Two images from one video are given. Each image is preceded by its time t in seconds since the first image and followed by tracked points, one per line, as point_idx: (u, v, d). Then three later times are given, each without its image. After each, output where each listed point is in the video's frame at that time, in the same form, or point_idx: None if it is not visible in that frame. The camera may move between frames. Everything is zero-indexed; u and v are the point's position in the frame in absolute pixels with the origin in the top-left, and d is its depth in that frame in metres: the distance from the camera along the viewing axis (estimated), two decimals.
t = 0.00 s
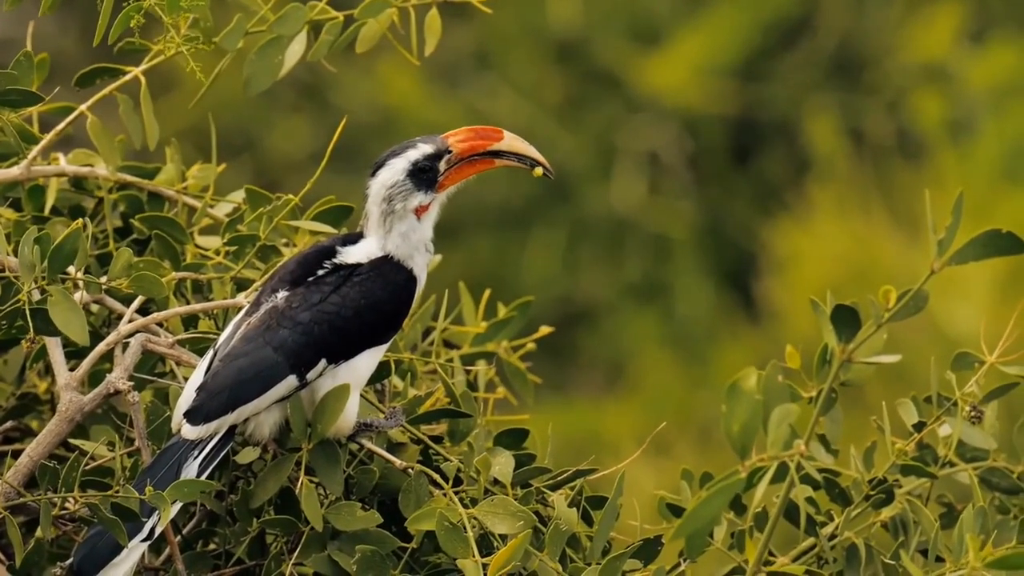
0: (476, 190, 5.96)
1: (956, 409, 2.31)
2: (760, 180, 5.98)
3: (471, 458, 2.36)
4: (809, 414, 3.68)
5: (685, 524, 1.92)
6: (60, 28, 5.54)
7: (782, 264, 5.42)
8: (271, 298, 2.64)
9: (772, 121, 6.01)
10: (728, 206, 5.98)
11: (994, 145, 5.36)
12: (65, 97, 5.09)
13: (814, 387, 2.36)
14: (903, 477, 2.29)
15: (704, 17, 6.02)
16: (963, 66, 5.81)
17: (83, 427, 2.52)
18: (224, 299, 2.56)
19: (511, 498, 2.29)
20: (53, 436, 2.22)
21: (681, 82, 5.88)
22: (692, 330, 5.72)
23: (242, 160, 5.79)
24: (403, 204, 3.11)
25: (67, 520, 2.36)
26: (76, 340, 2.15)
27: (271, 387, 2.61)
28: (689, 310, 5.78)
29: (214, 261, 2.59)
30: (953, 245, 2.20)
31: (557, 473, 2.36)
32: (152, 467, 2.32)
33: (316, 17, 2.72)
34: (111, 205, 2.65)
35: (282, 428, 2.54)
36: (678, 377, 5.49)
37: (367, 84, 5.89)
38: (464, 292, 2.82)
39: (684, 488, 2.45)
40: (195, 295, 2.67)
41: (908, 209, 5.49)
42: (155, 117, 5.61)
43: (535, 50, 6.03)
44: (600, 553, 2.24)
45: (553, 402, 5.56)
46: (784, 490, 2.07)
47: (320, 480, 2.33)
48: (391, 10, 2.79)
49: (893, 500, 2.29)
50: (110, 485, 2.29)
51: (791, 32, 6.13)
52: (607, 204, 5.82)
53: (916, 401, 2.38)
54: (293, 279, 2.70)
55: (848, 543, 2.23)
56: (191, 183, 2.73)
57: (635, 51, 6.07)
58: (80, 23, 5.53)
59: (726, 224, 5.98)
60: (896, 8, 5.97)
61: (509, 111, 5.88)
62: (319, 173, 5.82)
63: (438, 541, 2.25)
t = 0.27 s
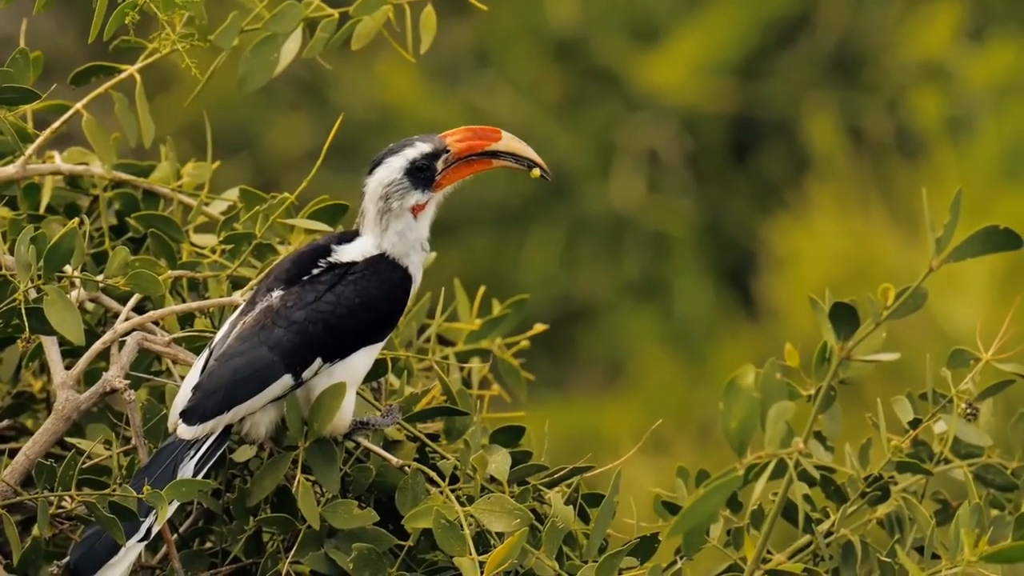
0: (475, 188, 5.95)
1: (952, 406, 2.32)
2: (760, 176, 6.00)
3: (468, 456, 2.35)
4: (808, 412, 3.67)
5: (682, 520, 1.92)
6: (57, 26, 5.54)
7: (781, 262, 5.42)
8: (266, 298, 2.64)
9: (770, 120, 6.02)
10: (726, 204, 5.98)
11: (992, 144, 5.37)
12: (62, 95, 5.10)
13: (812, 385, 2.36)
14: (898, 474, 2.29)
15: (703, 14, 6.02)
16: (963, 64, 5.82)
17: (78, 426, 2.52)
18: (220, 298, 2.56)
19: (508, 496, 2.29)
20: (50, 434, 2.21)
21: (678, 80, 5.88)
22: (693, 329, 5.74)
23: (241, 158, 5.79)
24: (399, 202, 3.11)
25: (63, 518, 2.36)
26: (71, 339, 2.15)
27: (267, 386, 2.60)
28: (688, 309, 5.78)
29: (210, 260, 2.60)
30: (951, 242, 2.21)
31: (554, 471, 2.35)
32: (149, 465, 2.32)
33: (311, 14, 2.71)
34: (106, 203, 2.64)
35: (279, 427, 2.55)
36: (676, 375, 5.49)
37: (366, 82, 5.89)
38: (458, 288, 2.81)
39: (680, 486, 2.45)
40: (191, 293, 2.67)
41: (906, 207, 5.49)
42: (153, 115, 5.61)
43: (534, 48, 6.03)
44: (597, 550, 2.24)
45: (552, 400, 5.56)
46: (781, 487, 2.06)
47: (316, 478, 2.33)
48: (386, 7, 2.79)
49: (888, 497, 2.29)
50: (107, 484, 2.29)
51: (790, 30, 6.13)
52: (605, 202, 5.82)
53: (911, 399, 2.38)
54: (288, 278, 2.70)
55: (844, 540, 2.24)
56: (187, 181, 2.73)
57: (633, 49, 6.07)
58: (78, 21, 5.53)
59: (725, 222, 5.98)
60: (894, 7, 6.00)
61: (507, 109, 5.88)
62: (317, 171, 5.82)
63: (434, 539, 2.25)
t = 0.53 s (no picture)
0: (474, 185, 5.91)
1: (946, 400, 2.33)
2: (758, 173, 6.00)
3: (465, 453, 2.35)
4: (807, 409, 3.67)
5: (677, 516, 1.92)
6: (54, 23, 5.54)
7: (779, 259, 5.42)
8: (256, 297, 2.63)
9: (767, 117, 6.03)
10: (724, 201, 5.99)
11: (990, 141, 5.37)
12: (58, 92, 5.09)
13: (808, 382, 2.36)
14: (893, 469, 2.30)
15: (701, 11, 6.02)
16: (961, 61, 5.81)
17: (74, 424, 2.52)
18: (215, 296, 2.57)
19: (505, 493, 2.30)
20: (46, 431, 2.22)
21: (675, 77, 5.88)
22: (688, 325, 5.73)
23: (238, 155, 5.80)
24: (417, 214, 3.02)
25: (60, 515, 2.36)
26: (70, 336, 2.16)
27: (258, 387, 2.59)
28: (685, 306, 5.79)
29: (206, 257, 2.60)
30: (948, 239, 2.21)
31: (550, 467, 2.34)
32: (148, 465, 2.33)
33: (307, 14, 2.72)
34: (101, 200, 2.65)
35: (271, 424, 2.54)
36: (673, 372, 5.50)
37: (364, 80, 5.89)
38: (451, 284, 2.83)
39: (676, 482, 2.45)
40: (187, 291, 2.66)
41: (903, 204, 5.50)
42: (150, 112, 5.61)
43: (532, 46, 6.04)
44: (593, 547, 2.24)
45: (549, 397, 5.56)
46: (777, 484, 2.05)
47: (313, 475, 2.33)
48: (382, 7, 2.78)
49: (884, 493, 2.28)
50: (103, 480, 2.29)
51: (789, 27, 6.13)
52: (603, 200, 5.82)
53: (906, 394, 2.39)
54: (279, 277, 2.68)
55: (839, 536, 2.24)
56: (182, 179, 2.72)
57: (631, 46, 6.07)
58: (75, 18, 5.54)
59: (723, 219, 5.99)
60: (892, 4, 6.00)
61: (504, 106, 5.88)
62: (313, 168, 5.82)
63: (431, 536, 2.25)
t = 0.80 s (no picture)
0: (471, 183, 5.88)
1: (942, 397, 2.32)
2: (756, 170, 6.01)
3: (461, 451, 2.35)
4: (804, 406, 3.67)
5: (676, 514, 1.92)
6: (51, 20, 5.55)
7: (776, 256, 5.42)
8: (251, 296, 2.61)
9: (764, 114, 6.03)
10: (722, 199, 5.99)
11: (987, 138, 5.37)
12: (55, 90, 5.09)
13: (803, 377, 2.36)
14: (889, 466, 2.29)
15: (698, 8, 6.02)
16: (958, 59, 5.81)
17: (71, 422, 2.52)
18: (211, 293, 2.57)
19: (501, 490, 2.30)
20: (43, 429, 2.21)
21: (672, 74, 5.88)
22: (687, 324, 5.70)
23: (235, 152, 5.80)
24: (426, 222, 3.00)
25: (56, 513, 2.36)
26: (65, 334, 2.15)
27: (253, 386, 2.58)
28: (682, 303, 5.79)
29: (202, 255, 2.61)
30: (942, 234, 2.21)
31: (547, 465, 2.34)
32: (148, 466, 2.33)
33: (303, 11, 2.71)
34: (98, 198, 2.65)
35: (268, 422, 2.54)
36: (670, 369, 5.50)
37: (361, 78, 5.89)
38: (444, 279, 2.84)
39: (673, 478, 2.45)
40: (183, 288, 2.67)
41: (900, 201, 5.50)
42: (147, 110, 5.62)
43: (529, 43, 6.04)
44: (589, 545, 2.24)
45: (547, 394, 5.56)
46: (774, 480, 2.05)
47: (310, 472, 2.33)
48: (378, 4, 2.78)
49: (880, 490, 2.28)
50: (101, 478, 2.29)
51: (786, 24, 6.13)
52: (600, 197, 5.82)
53: (903, 390, 2.38)
54: (274, 275, 2.65)
55: (836, 533, 2.25)
56: (178, 176, 2.72)
57: (629, 44, 6.06)
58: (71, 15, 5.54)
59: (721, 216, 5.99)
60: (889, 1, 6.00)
61: (501, 103, 5.88)
62: (311, 166, 5.82)
63: (426, 534, 2.24)
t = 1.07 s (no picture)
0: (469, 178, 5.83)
1: (941, 395, 2.33)
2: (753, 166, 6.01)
3: (459, 448, 2.35)
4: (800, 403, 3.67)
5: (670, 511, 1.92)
6: (48, 17, 5.54)
7: (773, 253, 5.42)
8: (261, 282, 2.64)
9: (761, 111, 6.03)
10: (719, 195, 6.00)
11: (985, 135, 5.38)
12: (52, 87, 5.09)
13: (802, 376, 2.36)
14: (888, 464, 2.29)
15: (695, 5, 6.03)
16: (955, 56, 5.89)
17: (69, 419, 2.52)
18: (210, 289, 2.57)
19: (499, 487, 2.29)
20: (41, 426, 2.21)
21: (669, 71, 5.88)
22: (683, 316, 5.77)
23: (233, 149, 5.80)
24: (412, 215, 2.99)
25: (54, 510, 2.36)
26: (63, 330, 2.15)
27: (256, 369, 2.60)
28: (680, 300, 5.79)
29: (200, 252, 2.60)
30: (941, 233, 2.21)
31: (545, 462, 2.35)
32: (141, 455, 2.33)
33: (300, 8, 2.71)
34: (96, 195, 2.64)
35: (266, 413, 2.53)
36: (668, 366, 5.50)
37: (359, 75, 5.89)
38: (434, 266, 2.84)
39: (672, 476, 2.45)
40: (180, 286, 2.66)
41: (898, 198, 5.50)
42: (145, 107, 5.61)
43: (526, 40, 6.04)
44: (588, 542, 2.24)
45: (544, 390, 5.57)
46: (772, 478, 2.06)
47: (308, 469, 2.33)
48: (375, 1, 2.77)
49: (880, 488, 2.29)
50: (98, 475, 2.29)
51: (783, 21, 6.13)
52: (597, 194, 5.82)
53: (902, 389, 2.38)
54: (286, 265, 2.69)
55: (835, 530, 2.24)
56: (176, 174, 2.72)
57: (626, 41, 6.06)
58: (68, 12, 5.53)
59: (718, 213, 6.00)
60: None
61: (499, 100, 5.88)
62: (308, 162, 5.82)
63: (426, 531, 2.25)
